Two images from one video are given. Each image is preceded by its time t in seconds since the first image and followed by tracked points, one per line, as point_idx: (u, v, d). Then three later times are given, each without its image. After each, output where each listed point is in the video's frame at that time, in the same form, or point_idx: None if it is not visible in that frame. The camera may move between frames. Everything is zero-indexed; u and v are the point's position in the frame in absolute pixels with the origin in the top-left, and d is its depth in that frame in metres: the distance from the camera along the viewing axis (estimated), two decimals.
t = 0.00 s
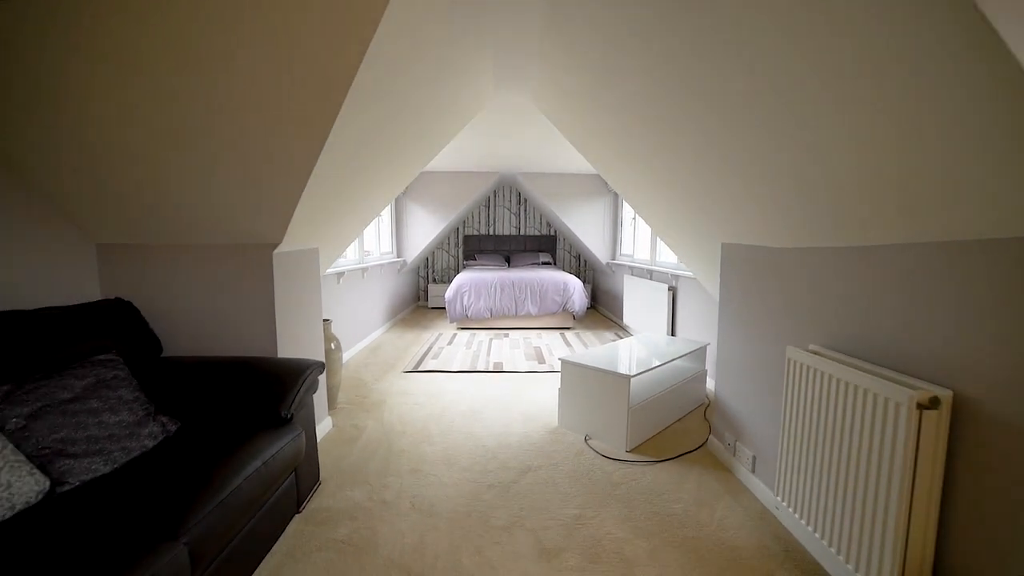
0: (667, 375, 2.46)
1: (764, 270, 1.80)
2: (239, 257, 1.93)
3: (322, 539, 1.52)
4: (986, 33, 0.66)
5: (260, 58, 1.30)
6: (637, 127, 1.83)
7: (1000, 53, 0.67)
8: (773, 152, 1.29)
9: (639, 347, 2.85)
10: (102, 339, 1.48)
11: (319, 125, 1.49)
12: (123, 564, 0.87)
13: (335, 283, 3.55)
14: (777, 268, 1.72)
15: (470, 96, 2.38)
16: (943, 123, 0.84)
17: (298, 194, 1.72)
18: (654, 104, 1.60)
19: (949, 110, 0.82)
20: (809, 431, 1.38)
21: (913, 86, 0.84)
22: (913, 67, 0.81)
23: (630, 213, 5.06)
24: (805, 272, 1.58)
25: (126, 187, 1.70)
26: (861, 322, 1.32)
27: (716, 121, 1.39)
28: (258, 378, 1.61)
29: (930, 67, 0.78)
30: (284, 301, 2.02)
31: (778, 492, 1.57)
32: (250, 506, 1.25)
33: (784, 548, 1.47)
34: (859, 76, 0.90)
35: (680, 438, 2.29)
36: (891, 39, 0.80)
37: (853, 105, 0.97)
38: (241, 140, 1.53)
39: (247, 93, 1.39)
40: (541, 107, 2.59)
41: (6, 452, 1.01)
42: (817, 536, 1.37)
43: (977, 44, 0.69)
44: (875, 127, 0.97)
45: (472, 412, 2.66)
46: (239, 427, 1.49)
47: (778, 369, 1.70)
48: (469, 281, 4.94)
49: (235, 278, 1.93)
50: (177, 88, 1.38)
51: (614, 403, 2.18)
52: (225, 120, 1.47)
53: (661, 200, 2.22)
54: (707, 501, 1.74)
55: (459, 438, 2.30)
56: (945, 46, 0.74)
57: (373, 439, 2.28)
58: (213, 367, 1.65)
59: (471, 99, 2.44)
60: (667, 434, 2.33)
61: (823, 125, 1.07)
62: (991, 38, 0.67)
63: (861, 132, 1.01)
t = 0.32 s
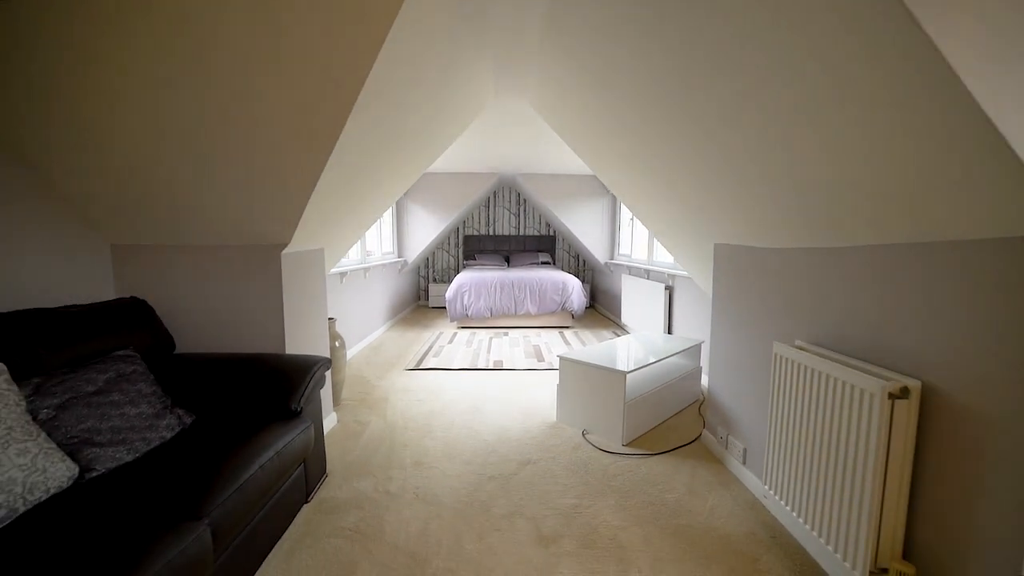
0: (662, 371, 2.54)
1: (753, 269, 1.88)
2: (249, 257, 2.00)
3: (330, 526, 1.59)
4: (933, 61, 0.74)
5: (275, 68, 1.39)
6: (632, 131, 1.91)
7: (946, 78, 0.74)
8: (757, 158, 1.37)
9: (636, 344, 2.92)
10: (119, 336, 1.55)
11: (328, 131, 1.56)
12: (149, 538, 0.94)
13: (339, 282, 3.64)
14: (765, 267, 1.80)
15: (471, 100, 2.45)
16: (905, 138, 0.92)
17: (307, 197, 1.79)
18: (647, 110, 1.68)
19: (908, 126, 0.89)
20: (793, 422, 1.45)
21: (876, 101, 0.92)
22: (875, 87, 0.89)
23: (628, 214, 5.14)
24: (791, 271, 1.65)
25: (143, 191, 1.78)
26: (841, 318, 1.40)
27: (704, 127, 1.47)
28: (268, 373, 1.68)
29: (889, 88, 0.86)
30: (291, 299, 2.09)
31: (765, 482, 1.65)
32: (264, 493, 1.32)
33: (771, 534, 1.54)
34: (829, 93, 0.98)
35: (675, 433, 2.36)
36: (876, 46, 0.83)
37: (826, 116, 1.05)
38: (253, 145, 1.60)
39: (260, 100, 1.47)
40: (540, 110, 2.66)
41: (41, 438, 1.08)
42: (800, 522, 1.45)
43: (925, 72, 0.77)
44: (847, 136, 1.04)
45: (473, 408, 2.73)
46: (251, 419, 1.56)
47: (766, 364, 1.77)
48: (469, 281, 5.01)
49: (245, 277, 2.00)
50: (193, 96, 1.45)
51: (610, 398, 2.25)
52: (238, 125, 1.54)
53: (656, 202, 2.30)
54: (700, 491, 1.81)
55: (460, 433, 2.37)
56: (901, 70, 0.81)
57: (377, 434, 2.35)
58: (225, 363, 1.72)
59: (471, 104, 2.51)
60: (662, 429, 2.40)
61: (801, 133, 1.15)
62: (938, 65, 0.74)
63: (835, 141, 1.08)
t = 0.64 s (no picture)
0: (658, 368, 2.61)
1: (744, 267, 1.95)
2: (258, 256, 2.07)
3: (338, 514, 1.66)
4: (895, 76, 0.81)
5: (286, 75, 1.46)
6: (627, 133, 1.97)
7: (907, 91, 0.82)
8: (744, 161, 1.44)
9: (632, 341, 3.00)
10: (135, 331, 1.61)
11: (337, 134, 1.64)
12: (176, 517, 1.00)
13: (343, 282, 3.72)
14: (755, 265, 1.87)
15: (473, 103, 2.53)
16: (877, 144, 0.99)
17: (314, 197, 1.86)
18: (641, 114, 1.75)
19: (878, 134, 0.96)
20: (780, 412, 1.52)
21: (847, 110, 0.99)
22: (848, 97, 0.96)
23: (626, 214, 5.21)
24: (779, 270, 1.72)
25: (155, 192, 1.84)
26: (824, 313, 1.47)
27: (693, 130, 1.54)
28: (278, 366, 1.74)
29: (859, 100, 0.93)
30: (298, 297, 2.16)
31: (756, 471, 1.72)
32: (277, 479, 1.39)
33: (760, 520, 1.61)
34: (808, 101, 1.05)
35: (669, 426, 2.43)
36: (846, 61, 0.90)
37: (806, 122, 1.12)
38: (263, 148, 1.67)
39: (272, 105, 1.54)
40: (538, 113, 2.73)
41: (70, 425, 1.15)
42: (788, 508, 1.51)
43: (889, 85, 0.84)
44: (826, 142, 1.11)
45: (473, 404, 2.80)
46: (263, 411, 1.63)
47: (756, 358, 1.84)
48: (469, 280, 5.07)
49: (254, 275, 2.08)
50: (209, 100, 1.52)
51: (607, 393, 2.32)
52: (250, 128, 1.60)
53: (651, 203, 2.37)
54: (693, 481, 1.88)
55: (461, 427, 2.44)
56: (868, 82, 0.89)
57: (380, 428, 2.42)
58: (236, 357, 1.78)
59: (472, 107, 2.58)
60: (657, 423, 2.47)
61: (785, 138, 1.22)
62: (899, 79, 0.82)
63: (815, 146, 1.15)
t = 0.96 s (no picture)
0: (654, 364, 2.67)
1: (737, 265, 2.01)
2: (265, 255, 2.13)
3: (343, 504, 1.71)
4: (869, 85, 0.88)
5: (295, 80, 1.52)
6: (624, 135, 2.03)
7: (880, 99, 0.88)
8: (735, 163, 1.50)
9: (630, 338, 3.06)
10: (148, 327, 1.67)
11: (344, 136, 1.70)
12: (195, 500, 1.06)
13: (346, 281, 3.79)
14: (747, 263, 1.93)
15: (473, 105, 2.59)
16: (857, 147, 1.04)
17: (320, 197, 1.92)
18: (637, 117, 1.81)
19: (856, 139, 1.02)
20: (770, 404, 1.58)
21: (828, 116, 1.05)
22: (830, 103, 1.02)
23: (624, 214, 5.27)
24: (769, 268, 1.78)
25: (165, 192, 1.90)
26: (812, 309, 1.53)
27: (687, 133, 1.60)
28: (286, 360, 1.80)
29: (839, 106, 0.99)
30: (304, 295, 2.22)
31: (747, 462, 1.78)
32: (287, 468, 1.45)
33: (751, 509, 1.67)
34: (793, 106, 1.10)
35: (665, 421, 2.49)
36: (825, 70, 0.96)
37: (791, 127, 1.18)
38: (271, 150, 1.73)
39: (281, 109, 1.60)
40: (537, 114, 2.79)
41: (91, 415, 1.21)
42: (777, 496, 1.57)
43: (864, 94, 0.90)
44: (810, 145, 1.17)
45: (474, 399, 2.85)
46: (271, 403, 1.68)
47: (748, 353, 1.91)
48: (469, 279, 5.13)
49: (261, 273, 2.14)
50: (219, 104, 1.57)
51: (604, 388, 2.38)
52: (259, 131, 1.66)
53: (648, 202, 2.43)
54: (687, 472, 1.94)
55: (462, 421, 2.50)
56: (846, 91, 0.95)
57: (382, 422, 2.48)
58: (245, 352, 1.83)
59: (473, 109, 2.64)
60: (653, 418, 2.53)
61: (772, 141, 1.28)
62: (873, 88, 0.88)
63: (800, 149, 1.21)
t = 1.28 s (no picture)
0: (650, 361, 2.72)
1: (730, 262, 2.06)
2: (268, 253, 2.18)
3: (347, 495, 1.76)
4: (848, 91, 0.93)
5: (300, 84, 1.57)
6: (621, 136, 2.08)
7: (858, 104, 0.93)
8: (727, 163, 1.55)
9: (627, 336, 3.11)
10: (156, 323, 1.72)
11: (347, 138, 1.75)
12: (207, 487, 1.11)
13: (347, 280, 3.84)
14: (740, 261, 1.98)
15: (474, 105, 2.63)
16: (841, 149, 1.09)
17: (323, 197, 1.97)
18: (634, 118, 1.86)
19: (838, 141, 1.08)
20: (760, 397, 1.63)
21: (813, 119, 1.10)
22: (815, 107, 1.07)
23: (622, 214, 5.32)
24: (760, 265, 1.83)
25: (172, 191, 1.94)
26: (801, 305, 1.58)
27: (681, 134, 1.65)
28: (291, 356, 1.85)
29: (823, 110, 1.04)
30: (307, 293, 2.26)
31: (739, 454, 1.83)
32: (293, 459, 1.49)
33: (742, 499, 1.73)
34: (782, 109, 1.15)
35: (661, 417, 2.54)
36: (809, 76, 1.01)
37: (779, 130, 1.23)
38: (275, 150, 1.77)
39: (286, 112, 1.65)
40: (536, 115, 2.84)
41: (106, 407, 1.25)
42: (767, 487, 1.63)
43: (846, 99, 0.95)
44: (796, 147, 1.22)
45: (473, 396, 2.90)
46: (277, 397, 1.73)
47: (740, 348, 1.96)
48: (468, 278, 5.17)
49: (265, 271, 2.19)
50: (225, 106, 1.62)
51: (602, 384, 2.43)
52: (264, 133, 1.71)
53: (645, 201, 2.48)
54: (681, 465, 1.99)
55: (462, 417, 2.55)
56: (828, 95, 1.00)
57: (384, 418, 2.52)
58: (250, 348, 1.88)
59: (473, 109, 2.69)
60: (650, 413, 2.58)
61: (761, 142, 1.33)
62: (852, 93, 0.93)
63: (787, 150, 1.26)
